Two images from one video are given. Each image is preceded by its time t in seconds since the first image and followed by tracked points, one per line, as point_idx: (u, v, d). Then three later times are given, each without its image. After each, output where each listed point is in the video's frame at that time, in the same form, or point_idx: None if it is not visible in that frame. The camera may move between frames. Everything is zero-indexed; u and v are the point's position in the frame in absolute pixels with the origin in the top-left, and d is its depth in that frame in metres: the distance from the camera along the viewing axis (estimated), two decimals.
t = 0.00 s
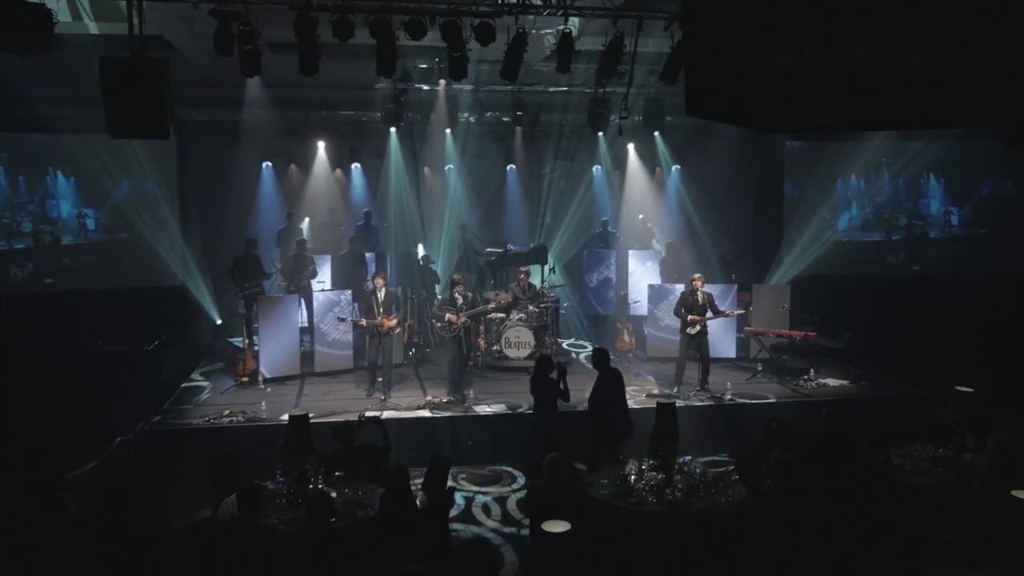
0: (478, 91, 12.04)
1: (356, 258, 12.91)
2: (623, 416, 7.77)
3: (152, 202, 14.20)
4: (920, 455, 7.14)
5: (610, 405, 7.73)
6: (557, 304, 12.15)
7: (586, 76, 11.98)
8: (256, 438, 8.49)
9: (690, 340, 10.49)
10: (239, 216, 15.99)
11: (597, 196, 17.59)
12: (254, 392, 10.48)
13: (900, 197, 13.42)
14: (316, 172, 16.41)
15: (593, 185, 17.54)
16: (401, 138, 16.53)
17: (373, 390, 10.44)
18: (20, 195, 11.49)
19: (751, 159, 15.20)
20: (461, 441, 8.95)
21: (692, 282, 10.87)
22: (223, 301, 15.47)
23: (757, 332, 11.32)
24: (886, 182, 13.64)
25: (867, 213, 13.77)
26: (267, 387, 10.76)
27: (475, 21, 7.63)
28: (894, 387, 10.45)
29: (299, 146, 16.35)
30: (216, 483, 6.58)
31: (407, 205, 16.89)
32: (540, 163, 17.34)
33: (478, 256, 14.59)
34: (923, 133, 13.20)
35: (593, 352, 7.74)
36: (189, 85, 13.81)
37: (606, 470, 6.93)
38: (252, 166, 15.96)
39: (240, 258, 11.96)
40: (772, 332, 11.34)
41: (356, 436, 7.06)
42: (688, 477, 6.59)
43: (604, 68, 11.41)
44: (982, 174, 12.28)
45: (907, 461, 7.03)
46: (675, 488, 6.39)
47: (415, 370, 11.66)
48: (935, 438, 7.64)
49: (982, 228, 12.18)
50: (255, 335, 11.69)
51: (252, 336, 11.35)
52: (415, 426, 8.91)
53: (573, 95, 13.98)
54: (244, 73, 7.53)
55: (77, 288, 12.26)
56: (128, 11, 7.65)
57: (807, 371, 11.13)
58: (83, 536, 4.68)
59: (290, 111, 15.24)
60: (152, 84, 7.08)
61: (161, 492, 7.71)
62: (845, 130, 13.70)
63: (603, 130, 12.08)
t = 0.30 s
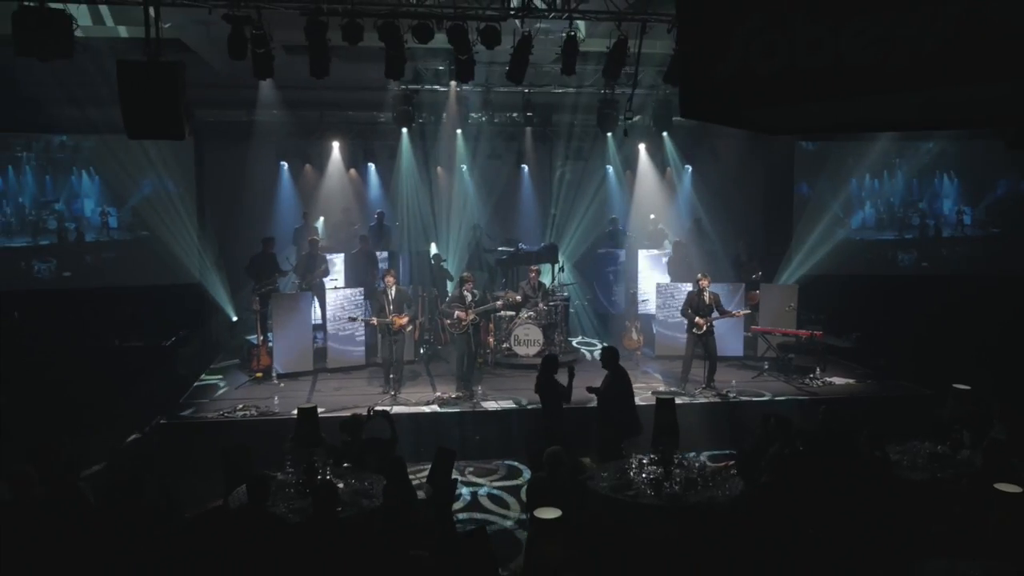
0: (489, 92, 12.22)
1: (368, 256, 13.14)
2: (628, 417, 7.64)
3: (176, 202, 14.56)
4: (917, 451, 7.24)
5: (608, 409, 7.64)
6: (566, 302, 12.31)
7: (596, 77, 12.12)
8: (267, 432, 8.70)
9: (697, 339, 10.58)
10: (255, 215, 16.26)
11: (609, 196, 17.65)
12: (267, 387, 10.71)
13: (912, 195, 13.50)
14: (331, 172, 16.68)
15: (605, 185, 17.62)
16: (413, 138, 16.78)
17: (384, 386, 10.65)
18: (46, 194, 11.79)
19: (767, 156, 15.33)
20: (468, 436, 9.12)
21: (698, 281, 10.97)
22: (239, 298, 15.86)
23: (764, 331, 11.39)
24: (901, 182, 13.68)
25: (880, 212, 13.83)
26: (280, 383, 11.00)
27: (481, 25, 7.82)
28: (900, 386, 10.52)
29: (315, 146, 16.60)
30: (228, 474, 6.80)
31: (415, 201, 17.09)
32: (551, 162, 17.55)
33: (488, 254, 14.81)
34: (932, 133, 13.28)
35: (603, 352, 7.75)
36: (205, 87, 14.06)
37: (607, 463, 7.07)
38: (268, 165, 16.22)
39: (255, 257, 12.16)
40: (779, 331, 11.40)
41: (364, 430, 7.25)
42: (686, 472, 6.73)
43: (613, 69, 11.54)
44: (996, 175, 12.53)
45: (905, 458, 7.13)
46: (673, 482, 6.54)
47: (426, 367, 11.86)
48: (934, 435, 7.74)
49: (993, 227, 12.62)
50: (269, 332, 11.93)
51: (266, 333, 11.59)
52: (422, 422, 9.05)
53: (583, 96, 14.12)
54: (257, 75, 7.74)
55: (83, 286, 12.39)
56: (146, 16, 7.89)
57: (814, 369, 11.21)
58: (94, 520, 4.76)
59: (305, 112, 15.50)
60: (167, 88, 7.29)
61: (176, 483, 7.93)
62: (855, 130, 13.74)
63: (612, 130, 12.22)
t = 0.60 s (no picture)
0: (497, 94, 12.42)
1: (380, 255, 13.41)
2: (626, 415, 7.91)
3: (197, 202, 14.73)
4: (913, 448, 7.36)
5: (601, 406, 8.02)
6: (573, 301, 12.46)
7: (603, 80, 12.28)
8: (277, 427, 8.92)
9: (701, 337, 10.70)
10: (269, 214, 16.53)
11: (618, 197, 17.74)
12: (279, 383, 10.94)
13: (923, 195, 13.52)
14: (343, 172, 16.96)
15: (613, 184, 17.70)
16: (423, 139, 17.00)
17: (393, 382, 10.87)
18: (68, 193, 12.47)
19: (770, 153, 15.34)
20: (474, 432, 9.30)
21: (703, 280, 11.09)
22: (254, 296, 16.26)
23: (768, 330, 11.50)
24: (911, 183, 13.67)
25: (891, 212, 13.82)
26: (292, 379, 11.24)
27: (486, 29, 8.00)
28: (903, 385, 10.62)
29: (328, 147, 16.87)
30: (238, 466, 7.02)
31: (422, 201, 17.36)
32: (562, 163, 17.85)
33: (497, 254, 15.07)
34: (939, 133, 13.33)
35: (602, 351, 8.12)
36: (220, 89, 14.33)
37: (607, 458, 7.23)
38: (281, 166, 16.49)
39: (271, 256, 12.39)
40: (783, 330, 11.51)
41: (370, 424, 7.44)
42: (683, 467, 6.88)
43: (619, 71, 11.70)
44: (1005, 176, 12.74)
45: (900, 455, 7.25)
46: (670, 476, 6.69)
47: (434, 364, 12.07)
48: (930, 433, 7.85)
49: (1001, 228, 12.86)
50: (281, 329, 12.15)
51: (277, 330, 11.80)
52: (428, 418, 9.25)
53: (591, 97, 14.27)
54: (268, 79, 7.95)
55: (98, 284, 12.88)
56: (161, 22, 8.12)
57: (818, 368, 11.33)
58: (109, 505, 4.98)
59: (317, 112, 15.74)
60: (180, 91, 7.52)
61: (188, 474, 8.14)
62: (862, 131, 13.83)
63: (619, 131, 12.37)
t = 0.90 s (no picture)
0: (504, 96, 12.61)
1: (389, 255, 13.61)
2: (613, 412, 8.45)
3: (210, 202, 15.03)
4: (908, 445, 7.48)
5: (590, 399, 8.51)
6: (579, 300, 12.61)
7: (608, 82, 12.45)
8: (286, 422, 9.13)
9: (704, 336, 10.87)
10: (281, 214, 16.79)
11: (625, 198, 17.86)
12: (289, 379, 11.20)
13: (932, 196, 13.65)
14: (354, 173, 17.18)
15: (622, 185, 17.92)
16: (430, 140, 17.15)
17: (401, 378, 11.08)
18: (88, 194, 12.85)
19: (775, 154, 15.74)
20: (479, 428, 9.49)
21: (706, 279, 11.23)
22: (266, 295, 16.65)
23: (771, 329, 11.63)
24: (920, 185, 13.80)
25: (901, 214, 13.92)
26: (302, 375, 11.47)
27: (490, 33, 8.18)
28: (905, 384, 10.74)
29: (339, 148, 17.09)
30: (247, 459, 7.23)
31: (431, 199, 17.53)
32: (569, 165, 17.95)
33: (504, 254, 15.23)
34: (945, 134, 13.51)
35: (600, 347, 8.55)
36: (233, 90, 14.59)
37: (605, 453, 7.39)
38: (294, 168, 16.77)
39: (289, 255, 12.60)
40: (786, 330, 11.64)
41: (375, 419, 7.62)
42: (679, 461, 7.04)
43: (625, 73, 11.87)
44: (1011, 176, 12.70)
45: (896, 452, 7.36)
46: (666, 471, 6.85)
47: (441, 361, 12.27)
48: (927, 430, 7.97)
49: (1009, 228, 12.75)
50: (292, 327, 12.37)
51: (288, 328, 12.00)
52: (434, 415, 9.46)
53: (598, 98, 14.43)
54: (278, 82, 8.15)
55: (112, 283, 13.15)
56: (175, 27, 8.35)
57: (820, 367, 11.45)
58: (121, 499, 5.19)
59: (328, 114, 15.98)
60: (193, 94, 7.74)
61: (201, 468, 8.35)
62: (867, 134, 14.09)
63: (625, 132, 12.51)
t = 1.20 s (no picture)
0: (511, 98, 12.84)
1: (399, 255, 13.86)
2: (614, 406, 8.72)
3: (228, 206, 15.20)
4: (902, 442, 7.63)
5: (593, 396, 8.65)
6: (586, 300, 12.80)
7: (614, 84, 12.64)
8: (297, 418, 9.37)
9: (706, 335, 11.03)
10: (295, 214, 17.10)
11: (633, 198, 17.89)
12: (301, 376, 11.46)
13: (941, 198, 13.75)
14: (365, 174, 17.37)
15: (629, 186, 17.89)
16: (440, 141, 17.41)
17: (410, 376, 11.30)
18: (109, 194, 13.26)
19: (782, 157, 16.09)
20: (485, 423, 9.70)
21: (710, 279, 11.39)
22: (279, 293, 16.93)
23: (775, 329, 11.79)
24: (929, 186, 13.86)
25: (911, 215, 13.98)
26: (313, 373, 11.72)
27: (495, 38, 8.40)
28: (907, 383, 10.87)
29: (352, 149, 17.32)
30: (258, 452, 7.47)
31: (439, 199, 17.69)
32: (578, 167, 17.88)
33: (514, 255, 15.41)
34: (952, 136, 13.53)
35: (601, 345, 8.74)
36: (248, 93, 14.89)
37: (605, 448, 7.55)
38: (308, 169, 17.07)
39: (300, 254, 12.87)
40: (790, 330, 11.79)
41: (382, 414, 7.84)
42: (679, 457, 7.19)
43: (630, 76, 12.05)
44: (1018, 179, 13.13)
45: (890, 448, 7.51)
46: (663, 466, 7.00)
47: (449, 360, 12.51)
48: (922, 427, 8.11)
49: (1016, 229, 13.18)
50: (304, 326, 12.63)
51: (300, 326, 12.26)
52: (439, 411, 9.67)
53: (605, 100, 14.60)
54: (288, 87, 8.39)
55: (129, 279, 13.66)
56: (189, 32, 8.61)
57: (823, 367, 11.61)
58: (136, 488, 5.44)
59: (341, 116, 16.25)
60: (206, 99, 8.00)
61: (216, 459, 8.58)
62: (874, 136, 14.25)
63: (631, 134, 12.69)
